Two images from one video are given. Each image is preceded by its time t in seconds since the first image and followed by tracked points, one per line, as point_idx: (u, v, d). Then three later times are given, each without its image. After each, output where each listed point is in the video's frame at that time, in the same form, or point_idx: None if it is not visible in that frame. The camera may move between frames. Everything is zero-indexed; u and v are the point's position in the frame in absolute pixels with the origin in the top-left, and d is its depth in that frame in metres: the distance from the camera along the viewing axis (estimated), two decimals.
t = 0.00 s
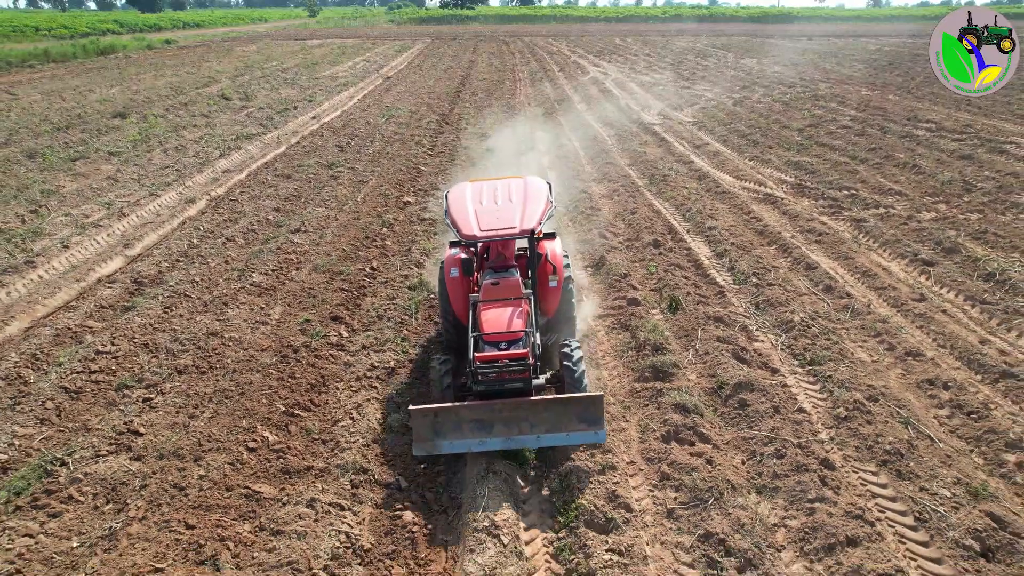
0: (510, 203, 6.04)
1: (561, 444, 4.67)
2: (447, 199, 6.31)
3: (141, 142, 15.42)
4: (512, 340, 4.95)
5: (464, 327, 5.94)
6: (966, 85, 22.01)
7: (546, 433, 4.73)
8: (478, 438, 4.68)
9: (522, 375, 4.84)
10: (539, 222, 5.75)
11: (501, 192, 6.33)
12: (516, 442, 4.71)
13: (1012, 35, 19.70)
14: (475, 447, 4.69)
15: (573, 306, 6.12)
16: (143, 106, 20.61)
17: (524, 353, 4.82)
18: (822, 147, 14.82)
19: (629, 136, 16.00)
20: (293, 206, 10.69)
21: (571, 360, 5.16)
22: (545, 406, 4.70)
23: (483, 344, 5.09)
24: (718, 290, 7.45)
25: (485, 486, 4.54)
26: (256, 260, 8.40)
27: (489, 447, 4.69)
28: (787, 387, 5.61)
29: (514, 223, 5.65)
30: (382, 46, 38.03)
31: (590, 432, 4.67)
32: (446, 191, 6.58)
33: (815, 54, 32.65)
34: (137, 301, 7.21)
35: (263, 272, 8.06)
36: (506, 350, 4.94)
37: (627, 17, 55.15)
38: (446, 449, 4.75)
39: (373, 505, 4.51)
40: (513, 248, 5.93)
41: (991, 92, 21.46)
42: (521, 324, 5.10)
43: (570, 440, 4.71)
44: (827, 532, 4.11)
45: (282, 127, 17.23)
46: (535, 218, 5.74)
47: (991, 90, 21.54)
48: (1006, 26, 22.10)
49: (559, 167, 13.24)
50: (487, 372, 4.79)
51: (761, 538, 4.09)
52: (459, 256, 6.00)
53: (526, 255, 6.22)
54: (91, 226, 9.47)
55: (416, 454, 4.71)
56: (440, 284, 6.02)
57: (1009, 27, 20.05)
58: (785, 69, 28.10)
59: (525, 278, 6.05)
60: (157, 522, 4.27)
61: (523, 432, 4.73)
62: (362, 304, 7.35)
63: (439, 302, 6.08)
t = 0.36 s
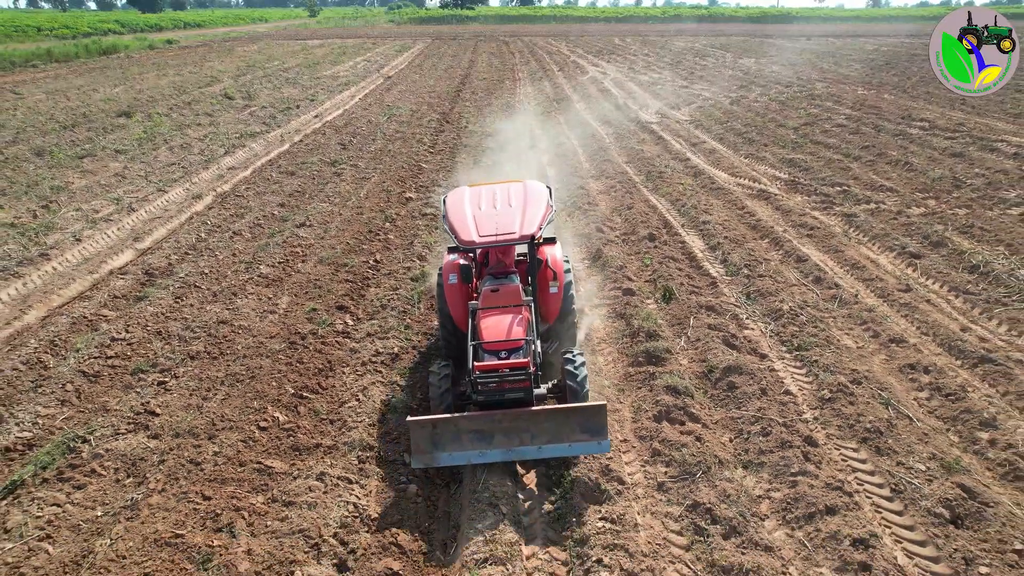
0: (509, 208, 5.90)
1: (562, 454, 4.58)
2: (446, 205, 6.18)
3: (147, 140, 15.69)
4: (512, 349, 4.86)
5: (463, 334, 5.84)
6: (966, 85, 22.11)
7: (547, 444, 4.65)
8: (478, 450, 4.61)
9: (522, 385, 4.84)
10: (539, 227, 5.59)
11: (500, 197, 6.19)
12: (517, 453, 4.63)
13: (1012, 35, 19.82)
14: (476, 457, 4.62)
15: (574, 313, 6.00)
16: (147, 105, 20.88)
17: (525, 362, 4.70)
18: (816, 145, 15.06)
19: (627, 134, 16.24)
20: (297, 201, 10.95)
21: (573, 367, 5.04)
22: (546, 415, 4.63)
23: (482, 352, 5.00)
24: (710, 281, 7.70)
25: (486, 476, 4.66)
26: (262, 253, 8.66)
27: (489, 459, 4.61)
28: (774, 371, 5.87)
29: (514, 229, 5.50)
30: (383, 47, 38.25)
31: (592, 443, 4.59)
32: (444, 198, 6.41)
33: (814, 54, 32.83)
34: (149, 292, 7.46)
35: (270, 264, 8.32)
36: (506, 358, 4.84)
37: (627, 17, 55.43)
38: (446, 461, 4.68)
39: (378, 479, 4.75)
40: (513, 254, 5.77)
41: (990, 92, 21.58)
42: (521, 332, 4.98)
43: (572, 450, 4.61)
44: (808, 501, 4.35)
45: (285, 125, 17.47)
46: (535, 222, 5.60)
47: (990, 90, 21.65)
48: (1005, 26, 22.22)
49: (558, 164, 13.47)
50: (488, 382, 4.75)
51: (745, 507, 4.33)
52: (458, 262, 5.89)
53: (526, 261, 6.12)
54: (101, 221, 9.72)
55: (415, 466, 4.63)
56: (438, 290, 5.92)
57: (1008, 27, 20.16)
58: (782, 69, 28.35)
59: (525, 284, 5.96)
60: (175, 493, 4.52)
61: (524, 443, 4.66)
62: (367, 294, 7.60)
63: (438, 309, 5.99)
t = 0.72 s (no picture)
0: (506, 215, 5.84)
1: (564, 464, 4.49)
2: (442, 211, 6.11)
3: (151, 138, 15.90)
4: (511, 357, 4.77)
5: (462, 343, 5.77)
6: (966, 85, 22.18)
7: (548, 454, 4.56)
8: (478, 461, 4.49)
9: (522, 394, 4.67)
10: (537, 233, 5.55)
11: (497, 204, 6.13)
12: (518, 464, 4.52)
13: (1012, 35, 19.87)
14: (475, 470, 4.50)
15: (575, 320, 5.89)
16: (150, 104, 21.09)
17: (524, 369, 4.60)
18: (812, 143, 15.25)
19: (625, 132, 16.43)
20: (301, 198, 11.16)
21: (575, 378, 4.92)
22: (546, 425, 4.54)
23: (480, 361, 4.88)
24: (705, 273, 7.91)
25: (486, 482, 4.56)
26: (268, 247, 8.87)
27: (490, 471, 4.50)
28: (764, 358, 6.07)
29: (512, 236, 5.45)
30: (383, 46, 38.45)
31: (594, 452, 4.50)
32: (441, 205, 6.34)
33: (813, 54, 32.95)
34: (158, 284, 7.68)
35: (276, 257, 8.53)
36: (504, 367, 4.74)
37: (627, 17, 55.62)
38: (444, 474, 4.56)
39: (382, 458, 4.95)
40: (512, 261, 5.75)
41: (991, 92, 21.64)
42: (520, 339, 4.89)
43: (574, 460, 4.52)
44: (793, 479, 4.55)
45: (288, 124, 17.66)
46: (532, 228, 5.55)
47: (991, 90, 21.71)
48: (1006, 26, 22.28)
49: (557, 162, 13.66)
50: (486, 392, 4.60)
51: (734, 483, 4.54)
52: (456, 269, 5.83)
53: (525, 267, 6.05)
54: (110, 216, 9.94)
55: (414, 480, 4.50)
56: (436, 299, 5.85)
57: (1007, 27, 20.25)
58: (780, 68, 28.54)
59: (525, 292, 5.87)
60: (188, 472, 4.72)
61: (525, 454, 4.57)
62: (370, 286, 7.81)
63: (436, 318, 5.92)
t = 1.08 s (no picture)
0: (507, 217, 5.64)
1: (564, 479, 4.30)
2: (440, 214, 5.91)
3: (156, 136, 16.14)
4: (511, 368, 4.66)
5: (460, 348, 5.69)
6: (966, 85, 22.28)
7: (548, 468, 4.35)
8: (476, 474, 4.31)
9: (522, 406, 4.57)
10: (539, 236, 5.36)
11: (497, 206, 5.93)
12: (516, 478, 4.34)
13: (1012, 35, 19.93)
14: (473, 483, 4.33)
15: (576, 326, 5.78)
16: (154, 102, 21.32)
17: (524, 382, 4.52)
18: (808, 141, 15.47)
19: (624, 131, 16.66)
20: (304, 193, 11.39)
21: (576, 390, 4.78)
22: (547, 437, 4.32)
23: (479, 371, 4.76)
24: (699, 266, 8.14)
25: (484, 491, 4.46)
26: (273, 241, 9.09)
27: (487, 484, 4.32)
28: (755, 344, 6.30)
29: (513, 240, 5.26)
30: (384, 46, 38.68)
31: (597, 466, 4.30)
32: (440, 207, 6.14)
33: (813, 54, 33.07)
34: (168, 276, 7.91)
35: (281, 250, 8.76)
36: (504, 378, 4.64)
37: (627, 17, 55.87)
38: (441, 486, 4.39)
39: (387, 437, 5.16)
40: (512, 264, 5.59)
41: (991, 92, 21.72)
42: (520, 349, 4.78)
43: (575, 474, 4.33)
44: (779, 455, 4.78)
45: (290, 123, 17.90)
46: (534, 231, 5.36)
47: (991, 90, 21.80)
48: (1006, 26, 22.36)
49: (556, 159, 13.88)
50: (485, 404, 4.49)
51: (723, 459, 4.76)
52: (455, 273, 5.68)
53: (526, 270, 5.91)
54: (119, 211, 10.18)
55: (409, 492, 4.36)
56: (434, 302, 5.74)
57: (1007, 27, 20.35)
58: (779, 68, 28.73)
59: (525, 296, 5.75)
60: (202, 450, 4.94)
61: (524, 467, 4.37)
62: (374, 277, 8.04)
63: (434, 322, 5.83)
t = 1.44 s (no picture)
0: (507, 225, 5.38)
1: (569, 494, 4.19)
2: (439, 221, 5.66)
3: (161, 135, 16.36)
4: (512, 380, 4.51)
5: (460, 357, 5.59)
6: (966, 85, 22.31)
7: (552, 483, 4.25)
8: (478, 490, 4.18)
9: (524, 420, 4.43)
10: (541, 244, 5.13)
11: (497, 214, 5.68)
12: (519, 493, 4.22)
13: (1013, 35, 19.96)
14: (475, 498, 4.20)
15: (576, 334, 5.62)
16: (158, 102, 21.54)
17: (526, 394, 4.38)
18: (803, 139, 15.67)
19: (622, 130, 16.86)
20: (308, 190, 11.60)
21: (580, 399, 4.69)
22: (550, 451, 4.23)
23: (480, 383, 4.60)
24: (694, 259, 8.36)
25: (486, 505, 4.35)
26: (279, 236, 9.30)
27: (490, 500, 4.20)
28: (746, 333, 6.52)
29: (513, 248, 5.00)
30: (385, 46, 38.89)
31: (602, 481, 4.19)
32: (438, 215, 5.89)
33: (813, 54, 33.17)
34: (176, 269, 8.12)
35: (287, 245, 8.97)
36: (505, 390, 4.49)
37: (626, 18, 56.11)
38: (441, 503, 4.25)
39: (391, 420, 5.36)
40: (513, 273, 5.34)
41: (991, 92, 21.74)
42: (522, 360, 4.64)
43: (579, 489, 4.23)
44: (767, 436, 4.99)
45: (293, 121, 18.12)
46: (536, 240, 5.09)
47: (991, 90, 21.83)
48: (1006, 26, 22.37)
49: (555, 157, 14.07)
50: (487, 417, 4.37)
51: (714, 440, 4.97)
52: (454, 283, 5.47)
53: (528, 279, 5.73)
54: (127, 208, 10.39)
55: (409, 509, 4.21)
56: (434, 312, 5.64)
57: (1006, 27, 20.40)
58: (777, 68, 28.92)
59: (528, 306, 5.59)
60: (214, 433, 5.14)
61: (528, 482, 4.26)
62: (377, 271, 8.25)
63: (434, 331, 5.72)
